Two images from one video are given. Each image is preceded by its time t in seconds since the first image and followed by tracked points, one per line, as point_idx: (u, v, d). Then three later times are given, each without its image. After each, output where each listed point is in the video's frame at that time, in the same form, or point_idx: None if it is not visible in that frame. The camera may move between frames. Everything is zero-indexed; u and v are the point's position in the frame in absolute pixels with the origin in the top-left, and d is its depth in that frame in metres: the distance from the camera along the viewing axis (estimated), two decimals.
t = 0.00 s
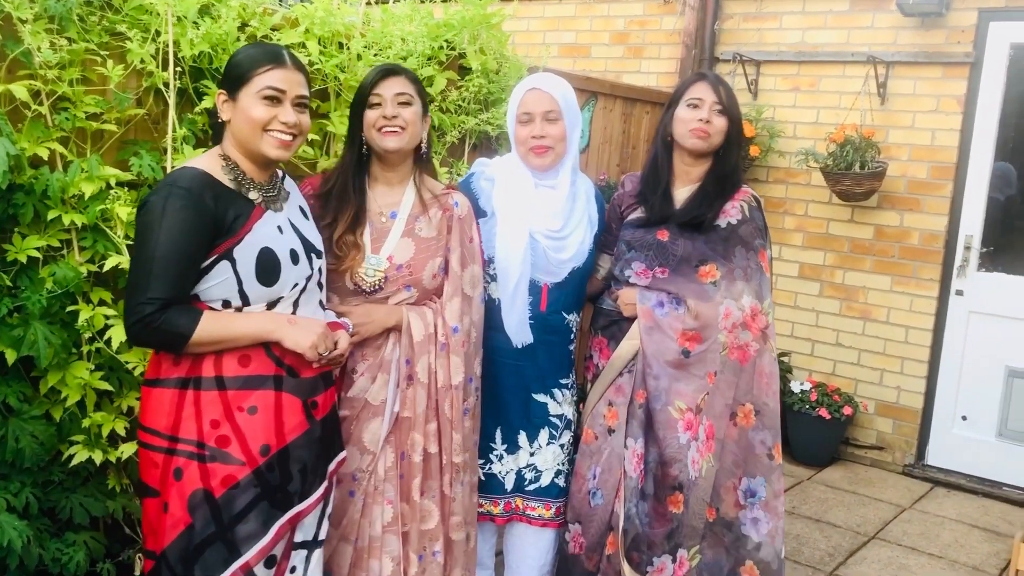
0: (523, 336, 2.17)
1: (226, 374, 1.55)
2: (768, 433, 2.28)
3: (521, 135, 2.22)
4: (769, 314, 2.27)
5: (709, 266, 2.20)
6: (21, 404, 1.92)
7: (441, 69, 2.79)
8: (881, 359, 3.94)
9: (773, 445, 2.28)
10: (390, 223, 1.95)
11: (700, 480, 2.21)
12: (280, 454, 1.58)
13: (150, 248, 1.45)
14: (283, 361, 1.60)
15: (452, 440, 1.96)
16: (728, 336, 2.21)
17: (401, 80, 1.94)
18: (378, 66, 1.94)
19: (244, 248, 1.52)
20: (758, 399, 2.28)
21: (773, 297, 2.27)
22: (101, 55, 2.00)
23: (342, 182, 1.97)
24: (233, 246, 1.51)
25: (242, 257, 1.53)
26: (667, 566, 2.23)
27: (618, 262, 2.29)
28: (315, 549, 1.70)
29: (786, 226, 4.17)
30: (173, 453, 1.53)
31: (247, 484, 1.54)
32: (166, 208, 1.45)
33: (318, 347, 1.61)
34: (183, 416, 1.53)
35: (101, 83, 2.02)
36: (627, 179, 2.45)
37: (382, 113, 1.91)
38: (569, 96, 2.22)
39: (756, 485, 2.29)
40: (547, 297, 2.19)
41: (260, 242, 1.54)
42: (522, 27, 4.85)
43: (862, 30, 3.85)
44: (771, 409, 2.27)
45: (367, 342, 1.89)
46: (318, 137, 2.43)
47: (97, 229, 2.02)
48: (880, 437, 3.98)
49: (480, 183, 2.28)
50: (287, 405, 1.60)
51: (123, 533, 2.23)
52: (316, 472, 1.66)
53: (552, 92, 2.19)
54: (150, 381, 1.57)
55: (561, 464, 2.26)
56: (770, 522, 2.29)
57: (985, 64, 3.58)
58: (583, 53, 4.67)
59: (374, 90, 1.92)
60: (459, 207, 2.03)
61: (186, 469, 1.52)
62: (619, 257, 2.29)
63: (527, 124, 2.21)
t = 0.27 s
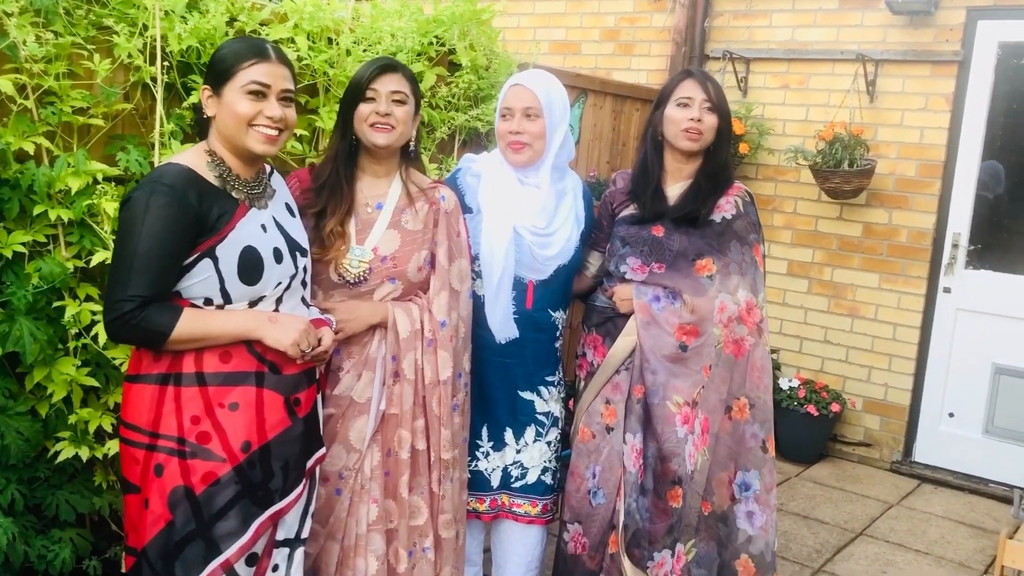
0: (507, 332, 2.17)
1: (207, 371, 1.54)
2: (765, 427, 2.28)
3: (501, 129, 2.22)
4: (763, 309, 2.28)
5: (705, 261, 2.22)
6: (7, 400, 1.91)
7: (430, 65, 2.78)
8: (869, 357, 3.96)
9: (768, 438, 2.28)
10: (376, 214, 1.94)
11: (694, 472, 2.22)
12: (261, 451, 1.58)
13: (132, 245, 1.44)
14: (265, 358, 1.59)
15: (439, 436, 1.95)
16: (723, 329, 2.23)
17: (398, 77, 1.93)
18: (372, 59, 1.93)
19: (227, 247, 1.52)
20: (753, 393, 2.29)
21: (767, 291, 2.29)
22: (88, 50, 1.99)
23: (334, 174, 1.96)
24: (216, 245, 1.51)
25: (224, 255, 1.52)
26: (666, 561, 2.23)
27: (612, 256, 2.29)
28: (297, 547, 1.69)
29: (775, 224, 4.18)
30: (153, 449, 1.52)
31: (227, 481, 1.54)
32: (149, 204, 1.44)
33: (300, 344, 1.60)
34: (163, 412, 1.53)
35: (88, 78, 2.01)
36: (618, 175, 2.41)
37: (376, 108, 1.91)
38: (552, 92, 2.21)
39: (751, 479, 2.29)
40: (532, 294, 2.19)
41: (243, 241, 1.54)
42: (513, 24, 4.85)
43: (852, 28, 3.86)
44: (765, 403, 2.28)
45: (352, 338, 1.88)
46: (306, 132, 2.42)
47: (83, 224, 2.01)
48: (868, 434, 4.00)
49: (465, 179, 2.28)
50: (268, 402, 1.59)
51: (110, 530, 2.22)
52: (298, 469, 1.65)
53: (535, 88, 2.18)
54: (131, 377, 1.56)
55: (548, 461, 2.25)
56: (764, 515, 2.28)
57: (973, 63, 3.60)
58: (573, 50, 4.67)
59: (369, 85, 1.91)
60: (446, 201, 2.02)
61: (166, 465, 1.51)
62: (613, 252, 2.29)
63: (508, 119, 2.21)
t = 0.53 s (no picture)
0: (491, 328, 2.17)
1: (195, 364, 1.53)
2: (764, 424, 2.29)
3: (493, 124, 2.21)
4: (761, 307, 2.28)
5: (705, 261, 2.20)
6: None
7: (421, 58, 2.77)
8: (858, 353, 3.97)
9: (766, 435, 2.29)
10: (359, 205, 1.93)
11: (694, 471, 2.21)
12: (250, 445, 1.57)
13: (116, 238, 1.43)
14: (254, 351, 1.59)
15: (426, 428, 1.93)
16: (722, 329, 2.22)
17: (387, 71, 1.92)
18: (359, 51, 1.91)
19: (213, 238, 1.51)
20: (751, 391, 2.29)
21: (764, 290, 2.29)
22: (75, 40, 1.97)
23: (318, 166, 1.95)
24: (202, 236, 1.50)
25: (211, 247, 1.51)
26: (667, 561, 2.22)
27: (610, 255, 2.29)
28: (285, 541, 1.68)
29: (766, 220, 4.18)
30: (141, 443, 1.52)
31: (215, 475, 1.53)
32: (133, 197, 1.43)
33: (289, 335, 1.59)
34: (151, 405, 1.52)
35: (76, 68, 1.99)
36: (614, 171, 2.40)
37: (363, 102, 1.90)
38: (544, 85, 2.21)
39: (750, 477, 2.29)
40: (520, 290, 2.19)
41: (229, 232, 1.53)
42: (504, 18, 4.84)
43: (843, 25, 3.86)
44: (762, 401, 2.28)
45: (337, 332, 1.88)
46: (295, 124, 2.41)
47: (70, 216, 1.99)
48: (856, 431, 4.01)
49: (452, 174, 2.27)
50: (257, 396, 1.58)
51: (96, 524, 2.21)
52: (286, 462, 1.64)
53: (528, 82, 2.17)
54: (119, 370, 1.55)
55: (536, 458, 2.24)
56: (763, 513, 2.28)
57: (963, 61, 3.61)
58: (565, 45, 4.66)
59: (358, 79, 1.90)
60: (431, 193, 2.01)
61: (154, 458, 1.51)
62: (611, 250, 2.29)
63: (501, 113, 2.21)
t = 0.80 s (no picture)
0: (479, 322, 2.17)
1: (185, 357, 1.52)
2: (766, 423, 2.28)
3: (488, 118, 2.19)
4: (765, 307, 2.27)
5: (710, 260, 2.20)
6: None
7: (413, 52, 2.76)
8: (849, 350, 3.97)
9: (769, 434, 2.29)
10: (347, 197, 1.92)
11: (693, 469, 2.21)
12: (241, 438, 1.56)
13: (106, 230, 1.42)
14: (245, 344, 1.58)
15: (416, 421, 1.92)
16: (725, 328, 2.22)
17: (375, 64, 1.91)
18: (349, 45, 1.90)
19: (204, 229, 1.50)
20: (755, 391, 2.27)
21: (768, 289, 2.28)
22: (64, 31, 1.96)
23: (306, 159, 1.93)
24: (192, 227, 1.49)
25: (201, 238, 1.50)
26: (664, 556, 2.22)
27: (613, 251, 2.27)
28: (277, 534, 1.67)
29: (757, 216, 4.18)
30: (131, 437, 1.50)
31: (207, 468, 1.52)
32: (123, 188, 1.42)
33: (281, 327, 1.58)
34: (142, 399, 1.51)
35: (65, 59, 1.98)
36: (619, 165, 2.38)
37: (352, 95, 1.89)
38: (536, 79, 2.20)
39: (753, 476, 2.27)
40: (511, 284, 2.19)
41: (219, 223, 1.52)
42: (497, 12, 4.83)
43: (836, 21, 3.86)
44: (765, 401, 2.27)
45: (326, 325, 1.87)
46: (286, 118, 2.40)
47: (59, 208, 1.98)
48: (847, 427, 4.01)
49: (442, 168, 2.26)
50: (247, 388, 1.58)
51: (85, 518, 2.20)
52: (278, 455, 1.63)
53: (522, 75, 2.17)
54: (108, 364, 1.54)
55: (526, 453, 2.24)
56: (766, 511, 2.27)
57: (956, 58, 3.61)
58: (557, 39, 4.65)
59: (347, 71, 1.89)
60: (420, 185, 2.00)
61: (145, 452, 1.49)
62: (614, 246, 2.28)
63: (495, 107, 2.19)
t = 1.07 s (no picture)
0: (468, 316, 2.16)
1: (170, 355, 1.51)
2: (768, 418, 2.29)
3: (480, 113, 2.19)
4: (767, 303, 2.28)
5: (712, 255, 2.19)
6: None
7: (403, 48, 2.76)
8: (839, 345, 3.98)
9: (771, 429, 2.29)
10: (336, 195, 1.92)
11: (693, 465, 2.20)
12: (227, 436, 1.56)
13: (89, 227, 1.41)
14: (231, 341, 1.57)
15: (405, 418, 1.92)
16: (728, 324, 2.22)
17: (364, 60, 1.91)
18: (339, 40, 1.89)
19: (188, 226, 1.49)
20: (757, 386, 2.28)
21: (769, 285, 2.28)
22: (50, 27, 1.95)
23: (295, 156, 1.92)
24: (177, 224, 1.48)
25: (185, 235, 1.49)
26: (663, 550, 2.22)
27: (615, 247, 2.27)
28: (265, 532, 1.67)
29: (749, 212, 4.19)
30: (116, 435, 1.49)
31: (193, 467, 1.51)
32: (105, 184, 1.42)
33: (267, 323, 1.57)
34: (126, 397, 1.50)
35: (51, 56, 1.97)
36: (619, 160, 2.37)
37: (339, 92, 1.88)
38: (528, 74, 2.20)
39: (755, 471, 2.28)
40: (501, 279, 2.18)
41: (204, 220, 1.51)
42: (489, 9, 4.82)
43: (827, 17, 3.87)
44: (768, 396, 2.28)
45: (317, 323, 1.86)
46: (275, 114, 2.39)
47: (46, 205, 1.97)
48: (838, 422, 4.03)
49: (433, 163, 2.26)
50: (233, 386, 1.57)
51: (73, 516, 2.19)
52: (264, 453, 1.63)
53: (514, 70, 2.16)
54: (93, 361, 1.53)
55: (516, 449, 2.24)
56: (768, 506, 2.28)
57: (946, 54, 3.62)
58: (549, 35, 4.65)
59: (335, 68, 1.88)
60: (408, 181, 1.99)
61: (130, 450, 1.49)
62: (616, 242, 2.27)
63: (487, 102, 2.19)
